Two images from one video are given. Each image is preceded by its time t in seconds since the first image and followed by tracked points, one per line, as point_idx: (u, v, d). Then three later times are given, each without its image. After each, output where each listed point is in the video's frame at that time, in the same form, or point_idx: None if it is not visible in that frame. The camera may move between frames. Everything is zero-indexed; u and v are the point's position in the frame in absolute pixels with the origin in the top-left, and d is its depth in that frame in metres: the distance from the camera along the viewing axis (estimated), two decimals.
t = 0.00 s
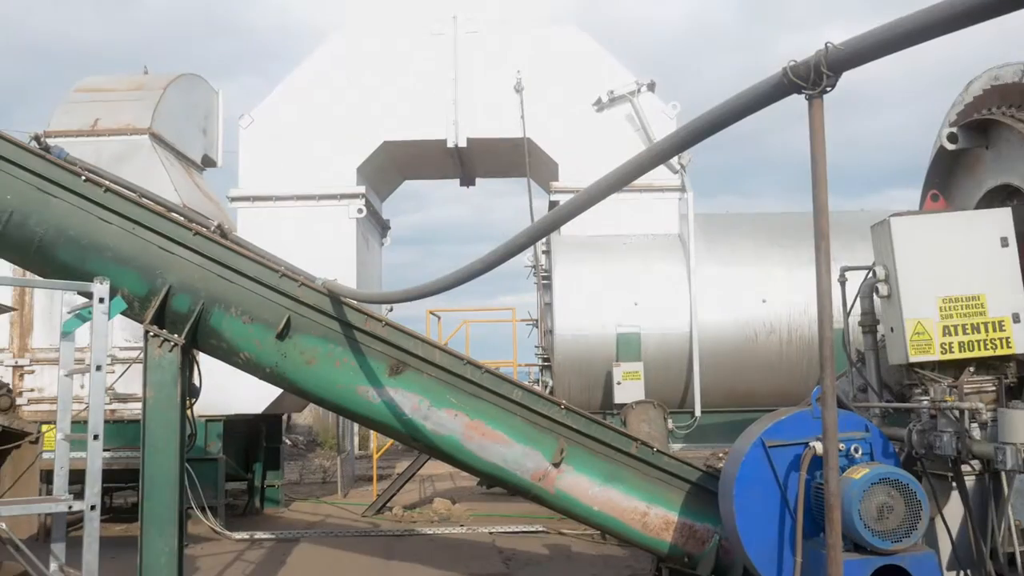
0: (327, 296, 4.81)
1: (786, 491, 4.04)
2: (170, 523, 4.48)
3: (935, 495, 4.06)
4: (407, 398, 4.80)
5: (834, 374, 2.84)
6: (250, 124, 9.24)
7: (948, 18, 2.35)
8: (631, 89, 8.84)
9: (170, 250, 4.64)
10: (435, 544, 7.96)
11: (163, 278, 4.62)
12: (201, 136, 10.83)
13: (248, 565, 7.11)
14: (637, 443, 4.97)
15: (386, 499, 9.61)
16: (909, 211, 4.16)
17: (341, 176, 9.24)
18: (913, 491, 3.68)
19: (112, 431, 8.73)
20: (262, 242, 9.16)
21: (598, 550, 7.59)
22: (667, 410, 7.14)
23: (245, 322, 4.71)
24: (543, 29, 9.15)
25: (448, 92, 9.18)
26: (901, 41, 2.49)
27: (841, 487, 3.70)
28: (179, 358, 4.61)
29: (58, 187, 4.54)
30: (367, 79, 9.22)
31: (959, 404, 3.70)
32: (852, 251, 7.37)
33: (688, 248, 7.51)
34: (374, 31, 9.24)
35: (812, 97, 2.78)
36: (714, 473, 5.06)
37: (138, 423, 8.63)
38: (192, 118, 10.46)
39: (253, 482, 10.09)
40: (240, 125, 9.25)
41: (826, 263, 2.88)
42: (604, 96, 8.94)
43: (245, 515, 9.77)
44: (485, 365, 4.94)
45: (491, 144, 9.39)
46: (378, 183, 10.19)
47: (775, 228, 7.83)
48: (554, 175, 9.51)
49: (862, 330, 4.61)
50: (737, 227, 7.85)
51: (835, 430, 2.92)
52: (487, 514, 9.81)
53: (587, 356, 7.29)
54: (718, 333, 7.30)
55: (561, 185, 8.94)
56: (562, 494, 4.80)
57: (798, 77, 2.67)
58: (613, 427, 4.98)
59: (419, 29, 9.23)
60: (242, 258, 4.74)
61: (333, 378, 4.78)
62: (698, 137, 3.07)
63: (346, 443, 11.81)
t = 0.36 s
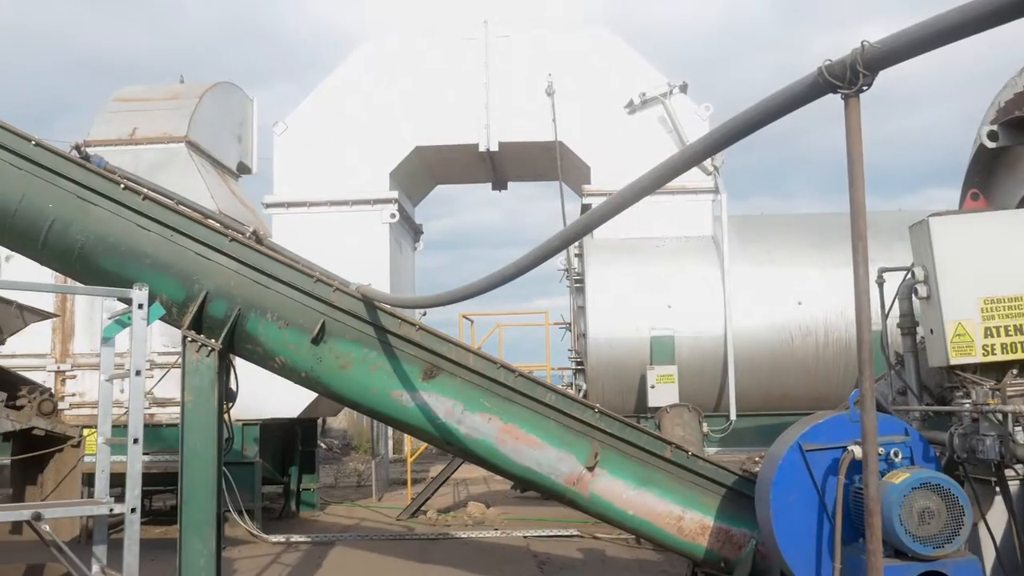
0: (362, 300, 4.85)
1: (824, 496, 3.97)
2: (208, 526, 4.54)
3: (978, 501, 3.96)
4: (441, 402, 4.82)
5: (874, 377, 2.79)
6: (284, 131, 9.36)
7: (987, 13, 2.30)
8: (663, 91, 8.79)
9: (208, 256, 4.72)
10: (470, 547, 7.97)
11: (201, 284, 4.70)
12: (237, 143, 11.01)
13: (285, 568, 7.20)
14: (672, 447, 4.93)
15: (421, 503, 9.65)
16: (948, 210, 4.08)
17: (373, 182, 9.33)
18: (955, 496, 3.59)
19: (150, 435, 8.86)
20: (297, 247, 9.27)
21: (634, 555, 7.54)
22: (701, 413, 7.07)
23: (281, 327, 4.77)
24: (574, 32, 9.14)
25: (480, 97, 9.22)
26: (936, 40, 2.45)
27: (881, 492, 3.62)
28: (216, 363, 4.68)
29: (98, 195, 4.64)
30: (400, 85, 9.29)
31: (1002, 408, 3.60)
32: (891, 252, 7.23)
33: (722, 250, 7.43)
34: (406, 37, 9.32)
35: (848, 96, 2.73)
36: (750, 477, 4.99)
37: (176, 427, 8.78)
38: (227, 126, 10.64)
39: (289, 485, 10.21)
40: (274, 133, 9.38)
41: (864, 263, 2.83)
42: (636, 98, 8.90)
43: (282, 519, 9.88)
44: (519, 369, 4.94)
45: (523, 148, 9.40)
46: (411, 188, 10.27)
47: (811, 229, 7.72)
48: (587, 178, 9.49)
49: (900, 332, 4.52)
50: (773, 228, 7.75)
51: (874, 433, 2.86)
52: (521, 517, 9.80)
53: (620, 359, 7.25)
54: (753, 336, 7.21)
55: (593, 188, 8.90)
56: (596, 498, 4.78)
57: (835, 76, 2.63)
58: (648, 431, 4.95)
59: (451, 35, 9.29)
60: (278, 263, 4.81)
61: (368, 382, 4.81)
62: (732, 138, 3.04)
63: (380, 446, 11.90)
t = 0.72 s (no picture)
0: (396, 305, 4.88)
1: (865, 501, 3.90)
2: (246, 528, 4.61)
3: None
4: (476, 406, 4.84)
5: (915, 380, 2.73)
6: (319, 137, 9.47)
7: None
8: (697, 93, 8.73)
9: (245, 262, 4.78)
10: (505, 551, 7.97)
11: (238, 289, 4.77)
12: (272, 150, 11.17)
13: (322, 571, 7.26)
14: (709, 451, 4.88)
15: (456, 507, 9.68)
16: (991, 210, 3.99)
17: (407, 187, 9.40)
18: (1001, 502, 3.50)
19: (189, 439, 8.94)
20: (332, 253, 9.37)
21: (670, 559, 7.47)
22: (738, 417, 6.99)
23: (316, 331, 4.83)
24: (606, 35, 9.12)
25: (512, 102, 9.24)
26: (975, 39, 2.41)
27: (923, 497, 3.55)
28: (253, 367, 4.75)
29: (138, 203, 4.73)
30: (432, 90, 9.34)
31: None
32: (932, 254, 7.07)
33: (758, 251, 7.34)
34: (438, 43, 9.40)
35: (885, 95, 2.70)
36: (788, 481, 4.93)
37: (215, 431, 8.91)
38: (263, 133, 10.81)
39: (326, 488, 10.33)
40: (308, 139, 9.49)
41: (905, 265, 2.77)
42: (670, 100, 8.84)
43: (319, 522, 10.02)
44: (553, 373, 4.93)
45: (556, 151, 9.40)
46: (445, 194, 10.34)
47: (850, 230, 7.58)
48: (620, 181, 9.45)
49: (942, 334, 4.41)
50: (810, 229, 7.63)
51: (917, 438, 2.80)
52: (557, 522, 9.77)
53: (655, 362, 7.20)
54: (790, 340, 7.11)
55: (626, 191, 8.86)
56: (632, 502, 4.76)
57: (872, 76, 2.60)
58: (685, 435, 4.90)
59: (482, 40, 9.34)
60: (313, 269, 4.86)
61: (403, 386, 4.85)
62: (767, 140, 3.00)
63: (415, 450, 11.96)
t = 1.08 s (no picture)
0: (431, 310, 4.92)
1: (906, 506, 3.83)
2: (283, 531, 4.67)
3: None
4: (510, 410, 4.87)
5: (957, 383, 2.67)
6: (354, 143, 9.57)
7: None
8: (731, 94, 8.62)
9: (281, 268, 4.85)
10: (540, 556, 7.97)
11: (275, 295, 4.84)
12: (308, 157, 11.32)
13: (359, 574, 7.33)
14: (746, 456, 4.87)
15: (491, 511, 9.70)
16: None
17: (440, 192, 9.47)
18: None
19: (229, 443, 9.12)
20: (367, 259, 9.47)
21: (707, 565, 7.40)
22: (775, 421, 6.90)
23: (352, 336, 4.88)
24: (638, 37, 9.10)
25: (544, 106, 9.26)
26: (1016, 35, 2.36)
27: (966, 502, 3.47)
28: (290, 372, 4.82)
29: (177, 211, 4.84)
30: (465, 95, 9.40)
31: None
32: (975, 255, 6.92)
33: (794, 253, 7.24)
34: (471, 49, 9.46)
35: (924, 94, 2.67)
36: (827, 486, 4.91)
37: (253, 436, 9.05)
38: (298, 140, 10.97)
39: (362, 492, 10.42)
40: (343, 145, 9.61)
41: (945, 266, 2.72)
42: (703, 101, 8.78)
43: (355, 526, 10.09)
44: (588, 377, 4.95)
45: (589, 155, 9.40)
46: (479, 199, 10.41)
47: (889, 230, 7.45)
48: (654, 184, 9.40)
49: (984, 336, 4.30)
50: (848, 229, 7.51)
51: (959, 441, 2.74)
52: (593, 526, 9.73)
53: (690, 366, 7.15)
54: (828, 343, 7.00)
55: (661, 194, 8.80)
56: (669, 507, 4.76)
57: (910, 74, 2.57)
58: (720, 439, 4.90)
59: (515, 45, 9.39)
60: (349, 274, 4.93)
61: (438, 390, 4.89)
62: (802, 141, 2.97)
63: (450, 454, 12.01)
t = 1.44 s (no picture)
0: (464, 315, 4.95)
1: (948, 512, 3.75)
2: (319, 536, 4.72)
3: None
4: (544, 415, 4.88)
5: (1001, 386, 2.61)
6: (387, 149, 9.63)
7: None
8: (765, 96, 8.51)
9: (316, 274, 4.91)
10: (575, 561, 7.93)
11: (310, 300, 4.90)
12: (341, 163, 11.44)
13: None
14: (782, 460, 4.82)
15: (525, 516, 9.69)
16: None
17: (472, 197, 9.50)
18: None
19: (266, 447, 9.23)
20: (400, 265, 9.53)
21: (744, 571, 7.30)
22: (813, 426, 6.79)
23: (386, 341, 4.92)
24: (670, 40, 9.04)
25: (576, 110, 9.25)
26: None
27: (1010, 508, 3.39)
28: (325, 377, 4.87)
29: (213, 218, 4.91)
30: (496, 99, 9.43)
31: None
32: (1020, 256, 6.75)
33: (831, 255, 7.12)
34: (502, 54, 9.48)
35: (963, 93, 2.63)
36: (866, 491, 4.82)
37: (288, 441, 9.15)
38: (331, 147, 11.08)
39: (397, 497, 10.49)
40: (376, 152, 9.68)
41: (987, 268, 2.66)
42: (736, 104, 8.70)
43: (389, 530, 10.14)
44: (622, 382, 4.96)
45: (621, 159, 9.36)
46: (511, 204, 10.44)
47: (929, 229, 7.27)
48: (687, 187, 9.33)
49: None
50: (886, 229, 7.33)
51: (1004, 446, 2.68)
52: (627, 532, 9.67)
53: (725, 370, 7.09)
54: (867, 346, 6.87)
55: (694, 197, 8.73)
56: (704, 512, 4.73)
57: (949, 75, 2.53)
58: (756, 443, 4.86)
59: (545, 49, 9.38)
60: (383, 280, 4.97)
61: (472, 395, 4.91)
62: (839, 142, 2.92)
63: (483, 459, 12.03)
